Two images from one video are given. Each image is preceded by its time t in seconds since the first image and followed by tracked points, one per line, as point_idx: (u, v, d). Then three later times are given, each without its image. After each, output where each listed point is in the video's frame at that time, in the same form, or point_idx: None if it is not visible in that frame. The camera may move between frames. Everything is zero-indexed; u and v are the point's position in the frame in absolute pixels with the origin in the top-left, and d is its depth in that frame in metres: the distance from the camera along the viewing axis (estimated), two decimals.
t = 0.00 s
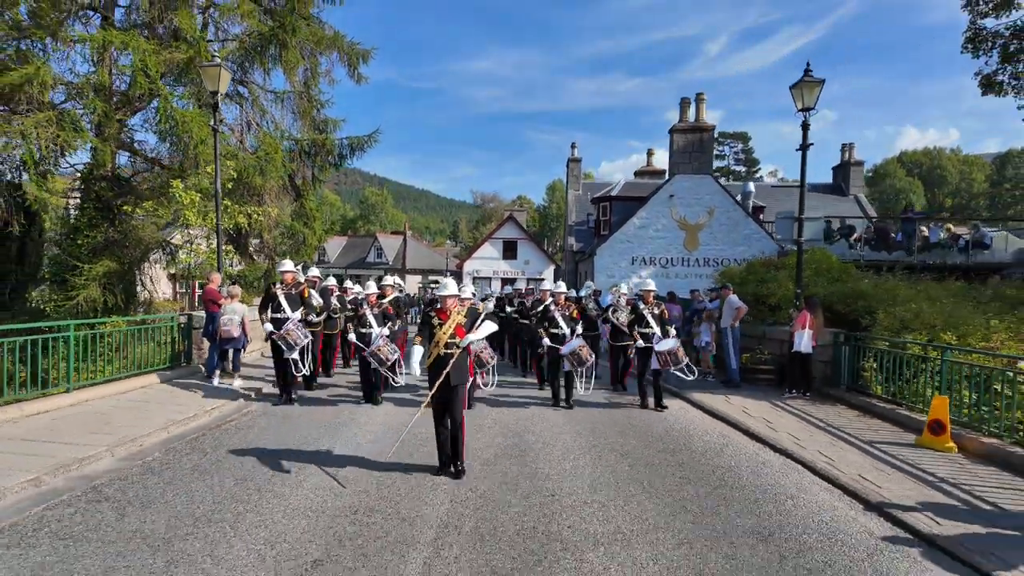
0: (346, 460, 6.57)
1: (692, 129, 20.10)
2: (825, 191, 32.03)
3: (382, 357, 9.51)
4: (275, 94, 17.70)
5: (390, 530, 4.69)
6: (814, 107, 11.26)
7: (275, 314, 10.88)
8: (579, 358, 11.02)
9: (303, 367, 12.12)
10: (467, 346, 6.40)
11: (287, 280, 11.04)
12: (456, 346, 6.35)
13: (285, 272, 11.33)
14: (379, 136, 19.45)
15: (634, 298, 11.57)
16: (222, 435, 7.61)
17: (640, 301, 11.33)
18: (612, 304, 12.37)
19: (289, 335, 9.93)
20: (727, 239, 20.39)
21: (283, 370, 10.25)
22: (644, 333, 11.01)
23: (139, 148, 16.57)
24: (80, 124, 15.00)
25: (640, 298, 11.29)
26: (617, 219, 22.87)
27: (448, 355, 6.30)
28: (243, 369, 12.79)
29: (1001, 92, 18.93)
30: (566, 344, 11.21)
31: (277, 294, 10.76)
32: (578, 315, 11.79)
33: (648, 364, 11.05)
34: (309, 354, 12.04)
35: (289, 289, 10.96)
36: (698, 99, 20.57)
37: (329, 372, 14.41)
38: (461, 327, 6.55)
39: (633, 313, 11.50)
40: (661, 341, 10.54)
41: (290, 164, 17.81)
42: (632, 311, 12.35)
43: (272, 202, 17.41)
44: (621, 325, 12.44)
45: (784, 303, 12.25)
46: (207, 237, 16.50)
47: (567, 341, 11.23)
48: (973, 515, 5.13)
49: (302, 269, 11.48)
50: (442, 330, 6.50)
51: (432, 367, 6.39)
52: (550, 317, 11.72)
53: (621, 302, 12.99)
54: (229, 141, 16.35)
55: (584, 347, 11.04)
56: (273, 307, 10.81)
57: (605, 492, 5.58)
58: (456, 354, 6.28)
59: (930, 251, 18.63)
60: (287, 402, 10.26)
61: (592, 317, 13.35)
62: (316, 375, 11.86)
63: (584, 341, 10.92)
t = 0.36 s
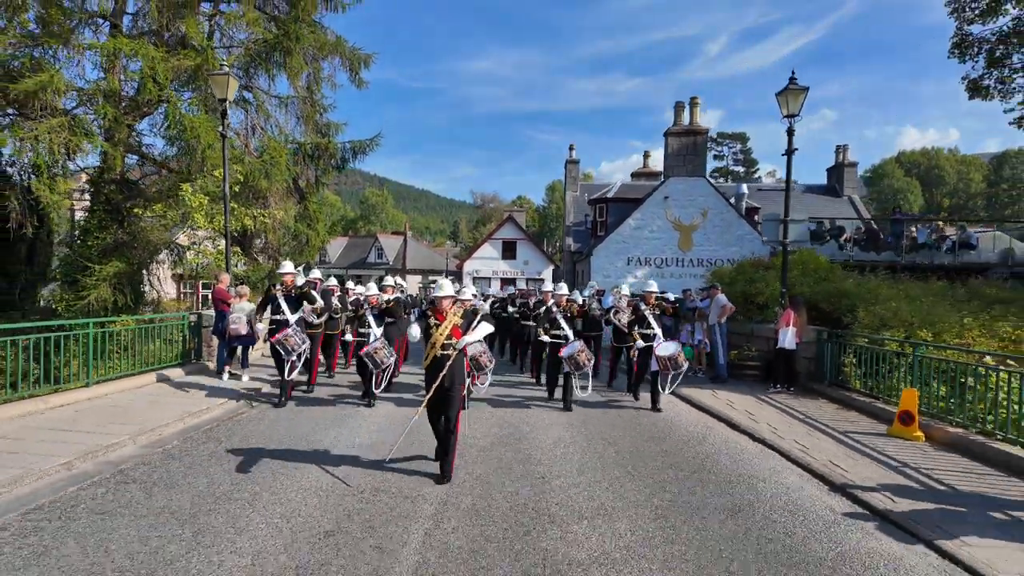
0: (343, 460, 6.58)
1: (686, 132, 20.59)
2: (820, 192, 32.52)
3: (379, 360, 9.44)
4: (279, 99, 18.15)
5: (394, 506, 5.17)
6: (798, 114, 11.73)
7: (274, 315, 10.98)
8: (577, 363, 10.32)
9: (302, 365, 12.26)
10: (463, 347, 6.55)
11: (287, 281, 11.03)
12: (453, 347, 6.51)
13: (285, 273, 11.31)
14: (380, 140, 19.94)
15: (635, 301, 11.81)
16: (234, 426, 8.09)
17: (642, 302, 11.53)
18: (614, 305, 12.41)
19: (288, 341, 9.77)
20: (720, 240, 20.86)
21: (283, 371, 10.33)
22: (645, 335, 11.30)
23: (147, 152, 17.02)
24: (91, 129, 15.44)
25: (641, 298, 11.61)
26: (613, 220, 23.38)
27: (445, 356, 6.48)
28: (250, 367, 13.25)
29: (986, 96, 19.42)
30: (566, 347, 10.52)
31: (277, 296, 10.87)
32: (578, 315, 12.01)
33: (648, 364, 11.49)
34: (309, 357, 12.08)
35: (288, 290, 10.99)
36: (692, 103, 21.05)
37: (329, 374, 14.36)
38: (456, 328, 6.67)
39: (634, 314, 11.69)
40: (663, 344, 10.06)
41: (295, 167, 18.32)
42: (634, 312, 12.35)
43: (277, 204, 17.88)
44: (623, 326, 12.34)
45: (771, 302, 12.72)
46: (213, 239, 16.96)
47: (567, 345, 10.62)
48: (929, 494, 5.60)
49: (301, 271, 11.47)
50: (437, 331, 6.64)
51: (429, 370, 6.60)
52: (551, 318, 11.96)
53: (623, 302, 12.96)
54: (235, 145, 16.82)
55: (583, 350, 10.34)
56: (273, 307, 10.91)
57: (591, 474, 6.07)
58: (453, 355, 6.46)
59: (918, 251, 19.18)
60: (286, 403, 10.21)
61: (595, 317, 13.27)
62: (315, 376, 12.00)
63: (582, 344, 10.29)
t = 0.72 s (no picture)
0: (343, 456, 6.72)
1: (680, 135, 21.05)
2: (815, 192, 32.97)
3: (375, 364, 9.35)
4: (284, 104, 18.58)
5: (398, 488, 5.64)
6: (785, 120, 12.18)
7: (272, 317, 11.04)
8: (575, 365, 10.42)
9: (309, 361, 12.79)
10: (458, 349, 6.38)
11: (286, 283, 11.05)
12: (447, 349, 6.32)
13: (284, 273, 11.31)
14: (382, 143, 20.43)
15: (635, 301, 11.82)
16: (246, 418, 8.55)
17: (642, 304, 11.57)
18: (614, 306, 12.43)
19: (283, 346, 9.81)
20: (715, 240, 21.33)
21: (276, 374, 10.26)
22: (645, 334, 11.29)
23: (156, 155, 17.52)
24: (102, 133, 15.93)
25: (641, 299, 11.89)
26: (610, 221, 23.87)
27: (440, 358, 6.29)
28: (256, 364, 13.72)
29: (974, 101, 19.88)
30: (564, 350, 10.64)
31: (275, 297, 10.88)
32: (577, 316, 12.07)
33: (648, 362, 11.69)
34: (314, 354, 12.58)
35: (287, 292, 11.03)
36: (687, 107, 21.52)
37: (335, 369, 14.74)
38: (451, 330, 6.44)
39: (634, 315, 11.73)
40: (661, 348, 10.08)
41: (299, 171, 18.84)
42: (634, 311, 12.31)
43: (281, 206, 18.38)
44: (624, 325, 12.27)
45: (760, 301, 13.17)
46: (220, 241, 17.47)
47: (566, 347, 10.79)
48: (892, 479, 6.07)
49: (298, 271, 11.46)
50: (431, 333, 6.40)
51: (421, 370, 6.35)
52: (551, 319, 12.03)
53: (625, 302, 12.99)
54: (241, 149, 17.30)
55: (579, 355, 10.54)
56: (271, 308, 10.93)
57: (581, 461, 6.54)
58: (448, 356, 6.31)
59: (907, 252, 19.71)
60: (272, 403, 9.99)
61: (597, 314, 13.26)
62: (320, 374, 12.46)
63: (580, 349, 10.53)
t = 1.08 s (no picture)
0: (352, 446, 7.18)
1: (676, 139, 21.55)
2: (810, 194, 33.41)
3: (372, 355, 9.45)
4: (289, 108, 18.97)
5: (403, 471, 6.13)
6: (774, 125, 12.65)
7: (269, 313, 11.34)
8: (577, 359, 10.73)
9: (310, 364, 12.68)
10: (453, 343, 6.53)
11: (283, 278, 11.58)
12: (443, 343, 6.49)
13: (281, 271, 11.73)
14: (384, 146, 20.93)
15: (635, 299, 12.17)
16: (259, 410, 9.04)
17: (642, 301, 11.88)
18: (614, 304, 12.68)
19: (280, 333, 10.08)
20: (710, 241, 21.80)
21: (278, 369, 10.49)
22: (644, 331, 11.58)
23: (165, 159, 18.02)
24: (115, 138, 16.43)
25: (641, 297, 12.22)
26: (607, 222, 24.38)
27: (435, 352, 6.44)
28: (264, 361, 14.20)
29: (963, 105, 20.34)
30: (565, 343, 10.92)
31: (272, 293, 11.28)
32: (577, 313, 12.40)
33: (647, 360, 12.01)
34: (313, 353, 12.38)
35: (284, 288, 11.50)
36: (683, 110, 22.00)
37: (335, 366, 15.02)
38: (446, 325, 6.63)
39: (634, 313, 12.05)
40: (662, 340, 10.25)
41: (304, 174, 19.35)
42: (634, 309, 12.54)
43: (287, 208, 18.87)
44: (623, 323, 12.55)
45: (750, 300, 13.64)
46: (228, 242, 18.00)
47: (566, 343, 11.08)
48: (863, 464, 6.54)
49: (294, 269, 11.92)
50: (427, 328, 6.58)
51: (418, 364, 6.56)
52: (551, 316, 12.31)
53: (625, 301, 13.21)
54: (248, 153, 17.80)
55: (582, 346, 10.86)
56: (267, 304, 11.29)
57: (573, 448, 7.02)
58: (443, 351, 6.44)
59: (897, 253, 20.15)
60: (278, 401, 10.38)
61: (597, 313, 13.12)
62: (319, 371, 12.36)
63: (581, 339, 10.78)
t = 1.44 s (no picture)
0: (358, 436, 7.68)
1: (671, 142, 22.05)
2: (806, 195, 33.87)
3: (367, 356, 9.81)
4: (293, 112, 19.42)
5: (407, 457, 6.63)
6: (762, 131, 13.12)
7: (266, 316, 11.78)
8: (574, 361, 10.92)
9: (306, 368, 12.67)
10: (451, 345, 6.68)
11: (279, 282, 11.88)
12: (441, 345, 6.66)
13: (280, 274, 12.06)
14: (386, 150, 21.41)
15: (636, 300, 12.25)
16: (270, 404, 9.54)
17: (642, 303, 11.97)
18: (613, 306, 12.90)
19: (278, 338, 10.37)
20: (705, 242, 22.30)
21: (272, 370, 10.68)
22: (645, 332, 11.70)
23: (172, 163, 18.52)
24: (124, 142, 16.91)
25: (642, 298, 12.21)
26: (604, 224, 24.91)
27: (433, 353, 6.64)
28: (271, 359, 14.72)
29: (952, 109, 20.80)
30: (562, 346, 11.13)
31: (269, 296, 11.62)
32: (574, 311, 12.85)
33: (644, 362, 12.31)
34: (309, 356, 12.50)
35: (280, 290, 11.74)
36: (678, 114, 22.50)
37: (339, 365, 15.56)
38: (444, 327, 6.79)
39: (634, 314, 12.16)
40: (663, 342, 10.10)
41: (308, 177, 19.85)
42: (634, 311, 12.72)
43: (291, 210, 19.38)
44: (623, 325, 12.91)
45: (739, 300, 14.13)
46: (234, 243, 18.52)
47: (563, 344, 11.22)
48: (834, 451, 7.04)
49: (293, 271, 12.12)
50: (425, 330, 6.77)
51: (416, 365, 6.80)
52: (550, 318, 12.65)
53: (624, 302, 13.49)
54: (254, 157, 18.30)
55: (577, 350, 11.01)
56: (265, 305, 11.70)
57: (566, 438, 7.52)
58: (440, 353, 6.63)
59: (886, 253, 20.63)
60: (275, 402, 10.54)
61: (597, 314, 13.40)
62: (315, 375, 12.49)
63: (578, 343, 10.94)
